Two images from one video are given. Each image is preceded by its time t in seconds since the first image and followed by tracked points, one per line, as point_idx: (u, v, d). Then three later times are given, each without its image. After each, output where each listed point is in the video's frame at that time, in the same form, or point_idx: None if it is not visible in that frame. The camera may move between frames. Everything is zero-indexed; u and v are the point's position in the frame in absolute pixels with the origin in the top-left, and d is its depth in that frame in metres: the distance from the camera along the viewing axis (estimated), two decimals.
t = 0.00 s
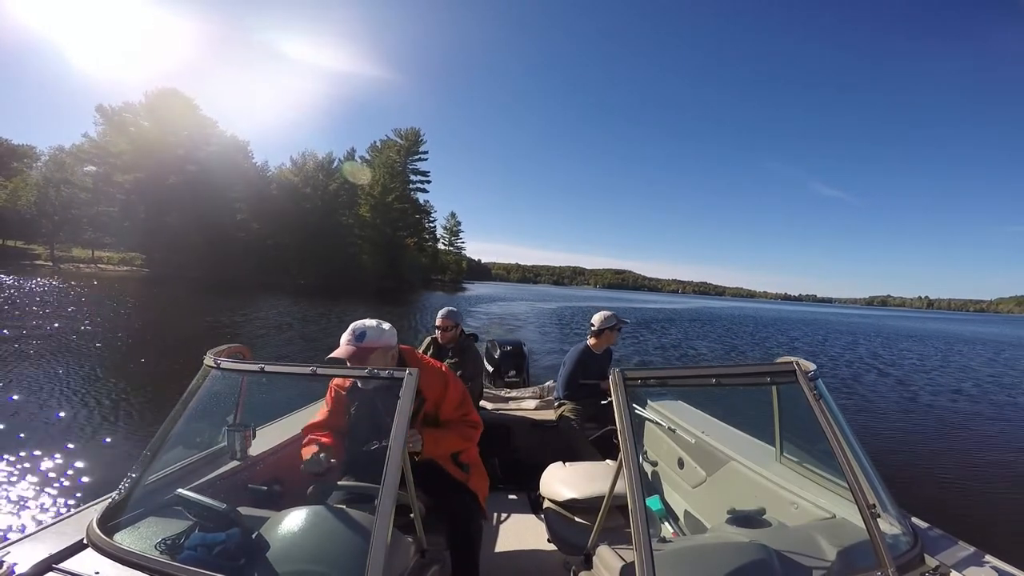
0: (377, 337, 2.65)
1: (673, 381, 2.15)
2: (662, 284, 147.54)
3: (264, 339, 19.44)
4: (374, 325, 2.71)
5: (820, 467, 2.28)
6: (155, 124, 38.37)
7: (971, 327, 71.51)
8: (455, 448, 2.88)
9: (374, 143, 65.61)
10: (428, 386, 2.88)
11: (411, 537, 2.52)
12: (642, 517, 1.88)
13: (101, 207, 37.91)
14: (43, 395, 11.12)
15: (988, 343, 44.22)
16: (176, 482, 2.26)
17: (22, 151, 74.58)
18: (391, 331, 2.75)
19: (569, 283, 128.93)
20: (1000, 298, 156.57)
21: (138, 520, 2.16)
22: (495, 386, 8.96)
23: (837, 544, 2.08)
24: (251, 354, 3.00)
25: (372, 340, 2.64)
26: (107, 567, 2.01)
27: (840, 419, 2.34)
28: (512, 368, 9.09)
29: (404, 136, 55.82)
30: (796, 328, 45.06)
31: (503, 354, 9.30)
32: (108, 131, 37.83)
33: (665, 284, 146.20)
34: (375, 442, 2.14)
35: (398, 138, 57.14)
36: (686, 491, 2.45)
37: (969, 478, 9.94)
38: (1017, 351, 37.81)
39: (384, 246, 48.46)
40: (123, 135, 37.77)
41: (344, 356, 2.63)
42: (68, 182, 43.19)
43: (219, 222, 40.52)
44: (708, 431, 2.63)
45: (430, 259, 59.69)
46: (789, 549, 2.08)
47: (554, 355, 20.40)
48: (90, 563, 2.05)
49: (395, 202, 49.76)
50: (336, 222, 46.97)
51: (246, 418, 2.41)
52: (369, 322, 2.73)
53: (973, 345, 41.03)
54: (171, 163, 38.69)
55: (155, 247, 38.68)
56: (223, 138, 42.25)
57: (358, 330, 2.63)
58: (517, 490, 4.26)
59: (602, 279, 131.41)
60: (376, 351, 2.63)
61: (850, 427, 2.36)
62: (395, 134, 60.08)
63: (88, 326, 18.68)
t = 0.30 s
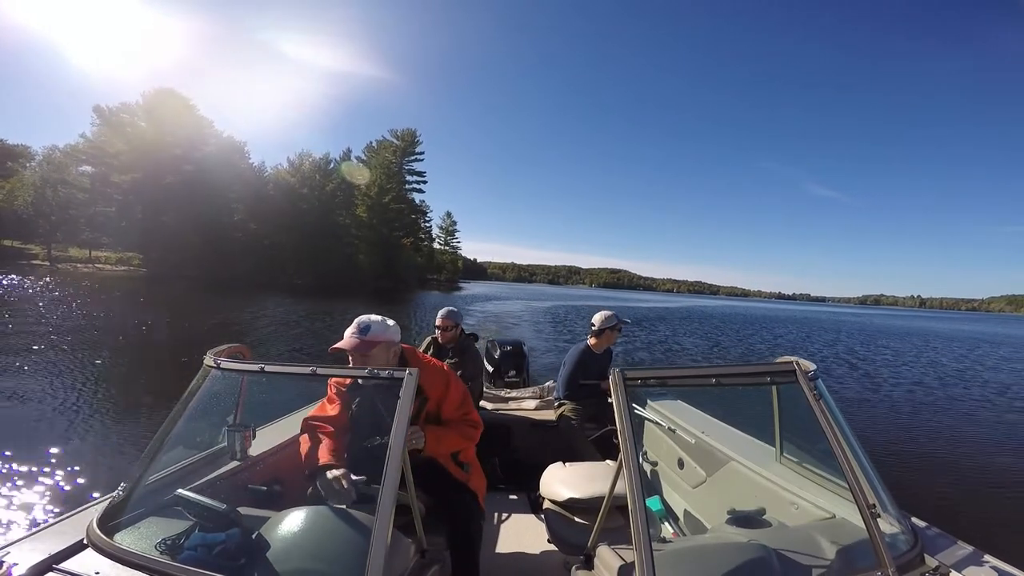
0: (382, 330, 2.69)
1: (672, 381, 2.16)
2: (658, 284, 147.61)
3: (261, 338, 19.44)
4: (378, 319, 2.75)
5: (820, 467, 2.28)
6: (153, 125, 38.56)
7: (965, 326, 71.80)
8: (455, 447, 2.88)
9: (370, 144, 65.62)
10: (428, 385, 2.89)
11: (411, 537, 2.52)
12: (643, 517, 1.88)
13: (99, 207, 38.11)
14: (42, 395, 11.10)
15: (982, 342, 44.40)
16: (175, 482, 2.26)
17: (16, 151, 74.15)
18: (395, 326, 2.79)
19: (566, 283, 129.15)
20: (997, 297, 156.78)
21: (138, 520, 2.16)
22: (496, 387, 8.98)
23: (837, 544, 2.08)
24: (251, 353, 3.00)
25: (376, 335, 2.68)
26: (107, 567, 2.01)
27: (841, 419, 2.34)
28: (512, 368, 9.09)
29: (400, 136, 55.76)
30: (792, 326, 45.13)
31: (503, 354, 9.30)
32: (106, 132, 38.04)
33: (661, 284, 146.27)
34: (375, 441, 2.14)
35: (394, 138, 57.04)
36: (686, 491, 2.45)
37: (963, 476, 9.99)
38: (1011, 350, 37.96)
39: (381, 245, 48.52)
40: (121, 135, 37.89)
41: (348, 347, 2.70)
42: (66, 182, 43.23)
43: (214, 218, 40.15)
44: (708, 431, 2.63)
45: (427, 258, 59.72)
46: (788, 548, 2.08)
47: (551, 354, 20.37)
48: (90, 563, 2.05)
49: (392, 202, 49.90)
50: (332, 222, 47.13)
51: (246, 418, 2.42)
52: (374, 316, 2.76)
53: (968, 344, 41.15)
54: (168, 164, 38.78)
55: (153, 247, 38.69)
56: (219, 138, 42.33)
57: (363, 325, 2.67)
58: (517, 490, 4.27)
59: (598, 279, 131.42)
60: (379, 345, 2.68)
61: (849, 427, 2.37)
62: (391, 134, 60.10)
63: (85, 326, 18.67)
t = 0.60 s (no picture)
0: (386, 329, 2.70)
1: (673, 381, 2.15)
2: (652, 284, 147.93)
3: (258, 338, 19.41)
4: (382, 318, 2.76)
5: (820, 467, 2.29)
6: (150, 125, 38.31)
7: (955, 325, 72.49)
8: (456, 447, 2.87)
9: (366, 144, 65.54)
10: (430, 384, 2.89)
11: (411, 537, 2.52)
12: (642, 516, 1.89)
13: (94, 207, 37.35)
14: (40, 396, 11.04)
15: (972, 340, 44.77)
16: (175, 482, 2.26)
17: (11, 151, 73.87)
18: (399, 325, 2.79)
19: (564, 283, 129.08)
20: (992, 296, 157.38)
21: (138, 520, 2.16)
22: (495, 387, 8.97)
23: (837, 544, 2.09)
24: (251, 353, 3.01)
25: (381, 334, 2.69)
26: (108, 567, 2.01)
27: (840, 420, 2.34)
28: (512, 368, 9.09)
29: (396, 137, 55.67)
30: (789, 326, 45.14)
31: (503, 354, 9.30)
32: (103, 132, 37.86)
33: (655, 284, 146.57)
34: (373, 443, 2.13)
35: (390, 138, 57.09)
36: (686, 491, 2.45)
37: (954, 473, 10.06)
38: (1002, 348, 38.25)
39: (377, 245, 48.52)
40: (117, 136, 37.89)
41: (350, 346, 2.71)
42: (62, 182, 43.07)
43: (211, 217, 40.35)
44: (708, 431, 2.63)
45: (423, 259, 59.75)
46: (789, 549, 2.08)
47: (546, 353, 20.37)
48: (91, 562, 2.05)
49: (388, 203, 50.00)
50: (330, 223, 47.28)
51: (246, 419, 2.42)
52: (378, 316, 2.77)
53: (958, 342, 41.50)
54: (165, 164, 38.62)
55: (149, 247, 38.62)
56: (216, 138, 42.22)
57: (367, 324, 2.68)
58: (517, 490, 4.28)
59: (593, 278, 131.66)
60: (382, 344, 2.68)
61: (849, 427, 2.37)
62: (387, 135, 60.07)
63: (81, 326, 18.56)
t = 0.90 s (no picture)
0: (393, 327, 2.72)
1: (673, 381, 2.16)
2: (647, 283, 147.99)
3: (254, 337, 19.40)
4: (388, 316, 2.77)
5: (820, 467, 2.29)
6: (142, 124, 38.79)
7: (947, 323, 72.75)
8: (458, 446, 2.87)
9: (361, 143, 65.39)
10: (433, 383, 2.89)
11: (411, 537, 2.52)
12: (643, 517, 1.88)
13: (88, 207, 37.74)
14: (40, 396, 11.06)
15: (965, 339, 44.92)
16: (176, 482, 2.26)
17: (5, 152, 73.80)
18: (404, 323, 2.80)
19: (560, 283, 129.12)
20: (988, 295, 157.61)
21: (138, 520, 2.16)
22: (496, 387, 8.97)
23: (838, 544, 2.08)
24: (252, 353, 3.02)
25: (387, 332, 2.70)
26: (108, 567, 2.02)
27: (840, 420, 2.34)
28: (512, 368, 9.08)
29: (391, 136, 55.36)
30: (786, 325, 45.15)
31: (503, 355, 9.29)
32: (97, 132, 38.25)
33: (649, 283, 146.68)
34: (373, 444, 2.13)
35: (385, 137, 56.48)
36: (686, 491, 2.45)
37: (945, 472, 10.13)
38: (995, 347, 38.40)
39: (373, 245, 48.49)
40: (112, 135, 38.11)
41: (356, 344, 2.73)
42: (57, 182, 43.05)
43: (206, 216, 40.43)
44: (708, 431, 2.63)
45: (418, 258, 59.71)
46: (789, 548, 2.08)
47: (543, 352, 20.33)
48: (91, 563, 2.06)
49: (383, 203, 49.90)
50: (325, 223, 47.19)
51: (246, 419, 2.43)
52: (384, 314, 2.79)
53: (951, 341, 41.67)
54: (159, 164, 39.02)
55: (144, 246, 38.64)
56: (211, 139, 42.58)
57: (372, 323, 2.69)
58: (518, 490, 4.28)
59: (588, 277, 131.78)
60: (388, 341, 2.70)
61: (850, 427, 2.37)
62: (382, 135, 60.02)
63: (77, 326, 18.57)
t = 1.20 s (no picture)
0: (397, 325, 2.72)
1: (673, 382, 2.16)
2: (640, 282, 148.59)
3: (249, 337, 19.31)
4: (392, 315, 2.78)
5: (819, 466, 2.29)
6: (139, 125, 38.32)
7: (934, 322, 73.63)
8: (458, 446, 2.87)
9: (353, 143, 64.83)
10: (435, 382, 2.90)
11: (411, 537, 2.52)
12: (643, 517, 1.89)
13: (83, 206, 37.01)
14: (38, 396, 11.04)
15: (951, 337, 45.53)
16: (176, 482, 2.26)
17: None
18: (408, 321, 2.81)
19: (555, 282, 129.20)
20: (979, 294, 158.71)
21: (138, 520, 2.16)
22: (496, 387, 8.95)
23: (838, 544, 2.08)
24: (252, 353, 3.02)
25: (392, 330, 2.71)
26: (108, 567, 2.02)
27: (840, 420, 2.35)
28: (512, 368, 9.07)
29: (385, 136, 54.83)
30: (780, 324, 45.28)
31: (503, 355, 9.29)
32: (91, 131, 37.82)
33: (641, 282, 147.25)
34: (373, 444, 2.13)
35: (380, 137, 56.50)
36: (685, 491, 2.46)
37: (934, 467, 10.23)
38: (987, 346, 38.60)
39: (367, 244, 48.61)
40: (105, 134, 37.79)
41: (360, 341, 2.75)
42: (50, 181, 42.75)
43: (201, 215, 40.37)
44: (708, 431, 2.63)
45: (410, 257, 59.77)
46: (789, 548, 2.08)
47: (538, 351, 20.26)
48: (92, 563, 2.06)
49: (378, 203, 49.99)
50: (320, 222, 47.15)
51: (246, 419, 2.42)
52: (388, 311, 2.79)
53: (938, 339, 42.14)
54: (154, 164, 38.71)
55: (139, 245, 38.31)
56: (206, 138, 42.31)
57: (377, 321, 2.70)
58: (518, 490, 4.29)
59: (581, 277, 132.15)
60: (392, 339, 2.71)
61: (849, 426, 2.38)
62: (377, 135, 59.91)
63: (71, 326, 18.40)
